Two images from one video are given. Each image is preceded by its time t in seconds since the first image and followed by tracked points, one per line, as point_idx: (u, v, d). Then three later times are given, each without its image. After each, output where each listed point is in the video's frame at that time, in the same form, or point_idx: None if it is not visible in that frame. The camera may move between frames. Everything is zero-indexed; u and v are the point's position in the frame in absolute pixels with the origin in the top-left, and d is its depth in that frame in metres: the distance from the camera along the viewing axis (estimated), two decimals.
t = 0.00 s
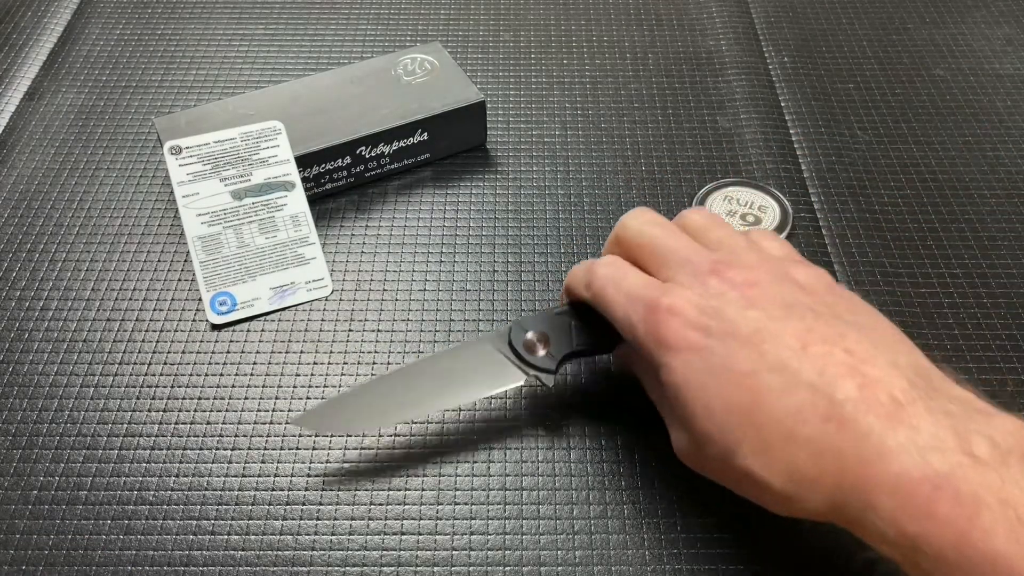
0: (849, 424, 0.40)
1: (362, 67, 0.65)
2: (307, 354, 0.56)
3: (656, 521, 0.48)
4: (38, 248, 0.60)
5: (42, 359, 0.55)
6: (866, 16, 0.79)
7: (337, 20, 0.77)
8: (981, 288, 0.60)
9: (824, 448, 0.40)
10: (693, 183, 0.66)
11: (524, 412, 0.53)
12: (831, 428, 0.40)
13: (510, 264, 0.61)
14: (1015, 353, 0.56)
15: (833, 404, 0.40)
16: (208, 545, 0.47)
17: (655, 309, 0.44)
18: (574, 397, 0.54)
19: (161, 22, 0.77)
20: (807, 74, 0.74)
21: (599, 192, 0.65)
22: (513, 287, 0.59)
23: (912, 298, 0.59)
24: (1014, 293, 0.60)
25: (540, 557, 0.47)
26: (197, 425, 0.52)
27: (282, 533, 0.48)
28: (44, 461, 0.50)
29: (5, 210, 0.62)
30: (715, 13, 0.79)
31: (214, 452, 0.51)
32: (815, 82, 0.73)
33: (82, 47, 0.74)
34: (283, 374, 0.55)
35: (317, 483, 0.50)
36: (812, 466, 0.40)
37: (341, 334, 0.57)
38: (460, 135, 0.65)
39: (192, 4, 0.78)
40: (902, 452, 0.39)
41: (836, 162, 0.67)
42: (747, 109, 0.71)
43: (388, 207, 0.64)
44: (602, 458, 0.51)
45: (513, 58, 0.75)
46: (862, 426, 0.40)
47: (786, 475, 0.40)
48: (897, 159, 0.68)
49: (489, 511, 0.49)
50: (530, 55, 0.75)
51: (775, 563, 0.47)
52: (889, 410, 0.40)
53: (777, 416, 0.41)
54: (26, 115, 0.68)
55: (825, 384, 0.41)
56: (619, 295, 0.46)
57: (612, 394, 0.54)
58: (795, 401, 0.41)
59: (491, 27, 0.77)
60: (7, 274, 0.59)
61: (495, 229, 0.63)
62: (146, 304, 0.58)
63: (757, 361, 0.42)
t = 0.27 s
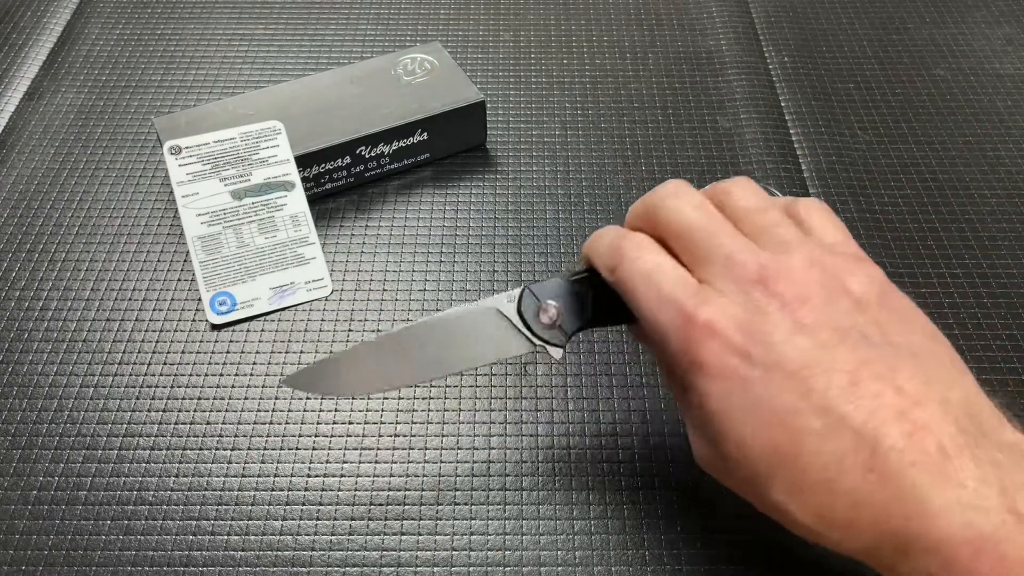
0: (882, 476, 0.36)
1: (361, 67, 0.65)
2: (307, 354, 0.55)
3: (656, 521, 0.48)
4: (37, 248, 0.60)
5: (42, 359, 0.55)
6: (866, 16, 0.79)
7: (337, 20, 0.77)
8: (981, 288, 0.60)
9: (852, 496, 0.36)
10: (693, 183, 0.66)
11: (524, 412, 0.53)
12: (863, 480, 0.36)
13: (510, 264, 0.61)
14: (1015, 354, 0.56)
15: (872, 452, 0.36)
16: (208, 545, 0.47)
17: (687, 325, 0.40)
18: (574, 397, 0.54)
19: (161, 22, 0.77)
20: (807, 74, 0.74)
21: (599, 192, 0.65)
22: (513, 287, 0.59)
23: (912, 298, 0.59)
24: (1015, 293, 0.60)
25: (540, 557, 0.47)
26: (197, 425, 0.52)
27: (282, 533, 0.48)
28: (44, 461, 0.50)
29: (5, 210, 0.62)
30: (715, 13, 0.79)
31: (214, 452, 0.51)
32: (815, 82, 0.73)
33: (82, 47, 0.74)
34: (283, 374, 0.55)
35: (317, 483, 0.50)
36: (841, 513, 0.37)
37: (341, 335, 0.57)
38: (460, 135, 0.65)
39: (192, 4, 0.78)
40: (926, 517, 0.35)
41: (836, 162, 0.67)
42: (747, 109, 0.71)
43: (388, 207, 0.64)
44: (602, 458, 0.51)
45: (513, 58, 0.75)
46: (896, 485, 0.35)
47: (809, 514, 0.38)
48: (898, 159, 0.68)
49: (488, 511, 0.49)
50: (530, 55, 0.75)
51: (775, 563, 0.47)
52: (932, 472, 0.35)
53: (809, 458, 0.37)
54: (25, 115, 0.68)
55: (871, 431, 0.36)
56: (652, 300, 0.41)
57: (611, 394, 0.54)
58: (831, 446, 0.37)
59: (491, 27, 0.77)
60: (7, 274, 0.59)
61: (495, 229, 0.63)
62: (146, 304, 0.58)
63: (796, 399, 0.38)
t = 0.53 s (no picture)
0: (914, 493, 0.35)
1: (361, 67, 0.65)
2: (307, 354, 0.55)
3: (656, 522, 0.48)
4: (37, 248, 0.60)
5: (41, 359, 0.55)
6: (866, 16, 0.79)
7: (336, 19, 0.77)
8: (981, 288, 0.60)
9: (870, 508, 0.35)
10: (693, 183, 0.66)
11: (524, 412, 0.53)
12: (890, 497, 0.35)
13: (510, 264, 0.61)
14: (1015, 354, 0.56)
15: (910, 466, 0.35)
16: (208, 545, 0.47)
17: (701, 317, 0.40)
18: (574, 397, 0.54)
19: (160, 22, 0.76)
20: (807, 74, 0.74)
21: (599, 192, 0.65)
22: (513, 287, 0.59)
23: (913, 298, 0.59)
24: (1015, 293, 0.60)
25: (540, 557, 0.47)
26: (197, 425, 0.52)
27: (282, 533, 0.48)
28: (44, 461, 0.50)
29: (5, 210, 0.62)
30: (715, 13, 0.79)
31: (214, 452, 0.51)
32: (815, 82, 0.73)
33: (81, 46, 0.74)
34: (282, 374, 0.55)
35: (317, 483, 0.50)
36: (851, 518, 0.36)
37: (341, 334, 0.57)
38: (460, 135, 0.65)
39: (192, 3, 0.78)
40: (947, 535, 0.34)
41: (836, 162, 0.67)
42: (747, 109, 0.71)
43: (388, 207, 0.64)
44: (602, 458, 0.51)
45: (513, 57, 0.75)
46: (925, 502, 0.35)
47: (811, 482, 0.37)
48: (898, 159, 0.68)
49: (488, 511, 0.49)
50: (530, 55, 0.75)
51: (775, 563, 0.47)
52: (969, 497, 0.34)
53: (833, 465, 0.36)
54: (25, 115, 0.68)
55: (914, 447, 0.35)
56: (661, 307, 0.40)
57: (612, 394, 0.54)
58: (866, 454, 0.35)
59: (491, 27, 0.77)
60: (7, 274, 0.59)
61: (495, 229, 0.62)
62: (146, 304, 0.58)
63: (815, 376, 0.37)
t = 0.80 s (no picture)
0: (961, 488, 0.34)
1: (361, 66, 0.65)
2: (307, 354, 0.55)
3: (656, 522, 0.48)
4: (37, 248, 0.60)
5: (41, 359, 0.54)
6: (867, 15, 0.79)
7: (336, 19, 0.77)
8: (983, 288, 0.60)
9: (924, 497, 0.33)
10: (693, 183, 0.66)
11: (524, 412, 0.53)
12: (943, 488, 0.33)
13: (510, 264, 0.60)
14: (1016, 354, 0.56)
15: (954, 461, 0.34)
16: (207, 545, 0.47)
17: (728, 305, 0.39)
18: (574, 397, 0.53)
19: (160, 22, 0.76)
20: (807, 73, 0.74)
21: (599, 192, 0.65)
22: (513, 287, 0.59)
23: (914, 298, 0.59)
24: (1017, 293, 0.59)
25: (540, 558, 0.47)
26: (196, 425, 0.52)
27: (282, 533, 0.48)
28: (43, 461, 0.50)
29: (5, 210, 0.62)
30: (715, 13, 0.79)
31: (213, 453, 0.51)
32: (816, 81, 0.73)
33: (81, 46, 0.74)
34: (282, 373, 0.54)
35: (317, 484, 0.50)
36: (891, 502, 0.34)
37: (341, 334, 0.56)
38: (460, 135, 0.65)
39: (191, 3, 0.78)
40: (979, 529, 0.34)
41: (837, 162, 0.67)
42: (747, 108, 0.71)
43: (388, 207, 0.63)
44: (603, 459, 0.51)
45: (512, 57, 0.74)
46: (969, 498, 0.34)
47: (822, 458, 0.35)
48: (899, 159, 0.67)
49: (488, 511, 0.49)
50: (530, 55, 0.75)
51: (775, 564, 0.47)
52: (993, 500, 0.35)
53: (882, 447, 0.33)
54: (25, 115, 0.68)
55: (950, 446, 0.35)
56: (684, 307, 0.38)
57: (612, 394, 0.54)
58: (918, 443, 0.34)
59: (491, 27, 0.77)
60: (6, 274, 0.59)
61: (495, 229, 0.62)
62: (145, 304, 0.58)
63: (851, 362, 0.36)
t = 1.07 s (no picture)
0: (918, 509, 0.35)
1: (361, 66, 0.65)
2: (306, 355, 0.55)
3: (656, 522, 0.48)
4: (37, 248, 0.60)
5: (41, 360, 0.54)
6: (867, 15, 0.79)
7: (336, 19, 0.77)
8: (983, 288, 0.60)
9: (881, 512, 0.34)
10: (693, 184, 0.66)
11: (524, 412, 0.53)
12: (901, 504, 0.35)
13: (510, 265, 0.60)
14: (1017, 354, 0.56)
15: (912, 481, 0.36)
16: (207, 546, 0.47)
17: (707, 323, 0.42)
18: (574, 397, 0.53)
19: (160, 22, 0.76)
20: (807, 73, 0.74)
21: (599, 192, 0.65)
22: (513, 287, 0.59)
23: (914, 298, 0.59)
24: (1017, 293, 0.59)
25: (540, 558, 0.47)
26: (196, 425, 0.52)
27: (282, 534, 0.48)
28: (43, 461, 0.50)
29: (4, 210, 0.62)
30: (715, 13, 0.79)
31: (213, 453, 0.51)
32: (816, 81, 0.73)
33: (81, 46, 0.74)
34: (282, 373, 0.54)
35: (317, 484, 0.50)
36: (849, 515, 0.35)
37: (341, 335, 0.56)
38: (459, 135, 0.65)
39: (191, 4, 0.78)
40: (939, 547, 0.35)
41: (837, 162, 0.67)
42: (748, 108, 0.71)
43: (388, 207, 0.63)
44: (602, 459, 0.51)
45: (513, 57, 0.74)
46: (925, 517, 0.35)
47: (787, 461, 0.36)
48: (899, 158, 0.67)
49: (488, 512, 0.49)
50: (530, 55, 0.75)
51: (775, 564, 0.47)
52: (950, 526, 0.36)
53: (843, 458, 0.35)
54: (25, 114, 0.68)
55: (909, 465, 0.37)
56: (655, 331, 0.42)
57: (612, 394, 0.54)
58: (878, 460, 0.35)
59: (491, 26, 0.77)
60: (6, 274, 0.59)
61: (495, 229, 0.62)
62: (145, 304, 0.58)
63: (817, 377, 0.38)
